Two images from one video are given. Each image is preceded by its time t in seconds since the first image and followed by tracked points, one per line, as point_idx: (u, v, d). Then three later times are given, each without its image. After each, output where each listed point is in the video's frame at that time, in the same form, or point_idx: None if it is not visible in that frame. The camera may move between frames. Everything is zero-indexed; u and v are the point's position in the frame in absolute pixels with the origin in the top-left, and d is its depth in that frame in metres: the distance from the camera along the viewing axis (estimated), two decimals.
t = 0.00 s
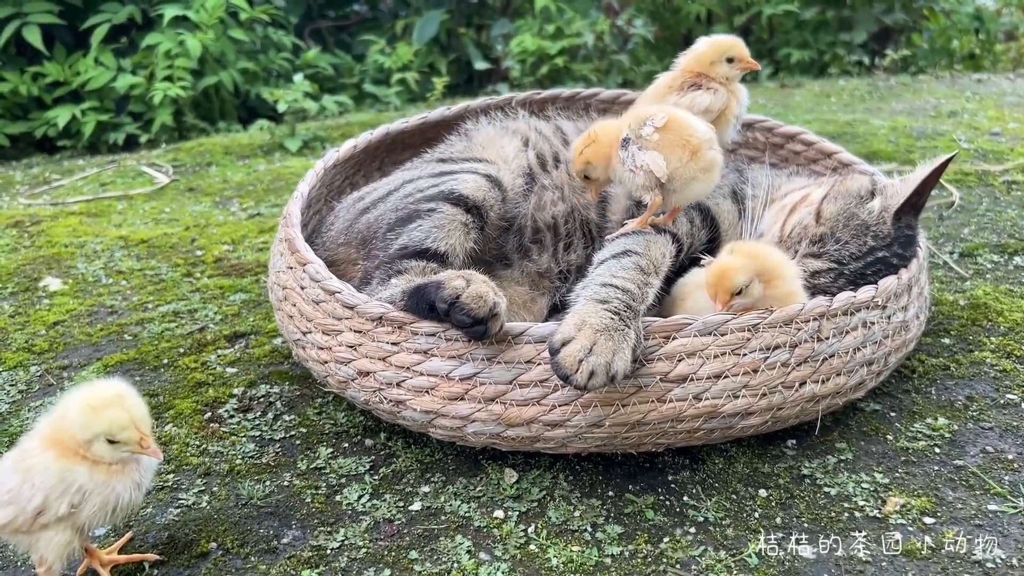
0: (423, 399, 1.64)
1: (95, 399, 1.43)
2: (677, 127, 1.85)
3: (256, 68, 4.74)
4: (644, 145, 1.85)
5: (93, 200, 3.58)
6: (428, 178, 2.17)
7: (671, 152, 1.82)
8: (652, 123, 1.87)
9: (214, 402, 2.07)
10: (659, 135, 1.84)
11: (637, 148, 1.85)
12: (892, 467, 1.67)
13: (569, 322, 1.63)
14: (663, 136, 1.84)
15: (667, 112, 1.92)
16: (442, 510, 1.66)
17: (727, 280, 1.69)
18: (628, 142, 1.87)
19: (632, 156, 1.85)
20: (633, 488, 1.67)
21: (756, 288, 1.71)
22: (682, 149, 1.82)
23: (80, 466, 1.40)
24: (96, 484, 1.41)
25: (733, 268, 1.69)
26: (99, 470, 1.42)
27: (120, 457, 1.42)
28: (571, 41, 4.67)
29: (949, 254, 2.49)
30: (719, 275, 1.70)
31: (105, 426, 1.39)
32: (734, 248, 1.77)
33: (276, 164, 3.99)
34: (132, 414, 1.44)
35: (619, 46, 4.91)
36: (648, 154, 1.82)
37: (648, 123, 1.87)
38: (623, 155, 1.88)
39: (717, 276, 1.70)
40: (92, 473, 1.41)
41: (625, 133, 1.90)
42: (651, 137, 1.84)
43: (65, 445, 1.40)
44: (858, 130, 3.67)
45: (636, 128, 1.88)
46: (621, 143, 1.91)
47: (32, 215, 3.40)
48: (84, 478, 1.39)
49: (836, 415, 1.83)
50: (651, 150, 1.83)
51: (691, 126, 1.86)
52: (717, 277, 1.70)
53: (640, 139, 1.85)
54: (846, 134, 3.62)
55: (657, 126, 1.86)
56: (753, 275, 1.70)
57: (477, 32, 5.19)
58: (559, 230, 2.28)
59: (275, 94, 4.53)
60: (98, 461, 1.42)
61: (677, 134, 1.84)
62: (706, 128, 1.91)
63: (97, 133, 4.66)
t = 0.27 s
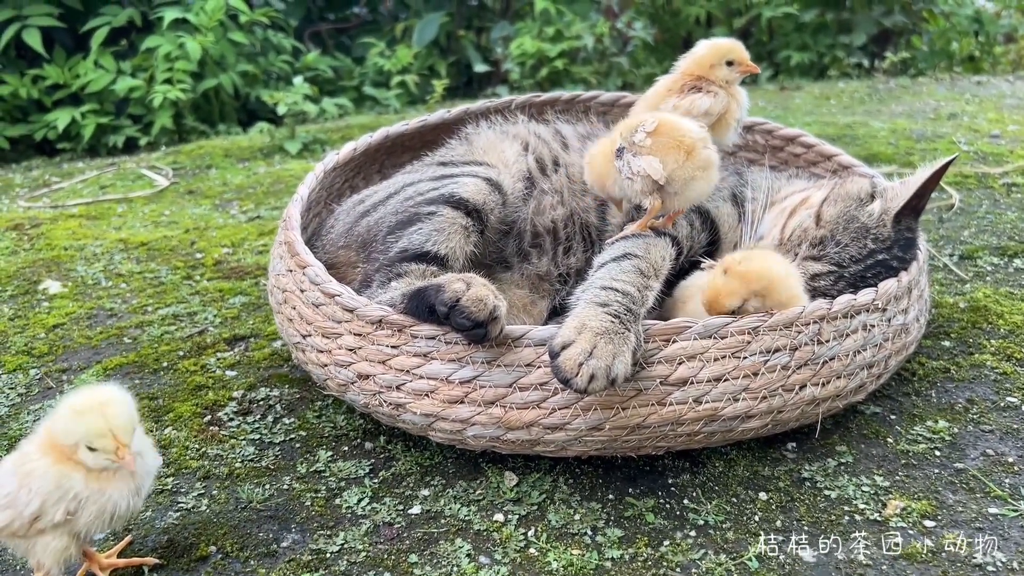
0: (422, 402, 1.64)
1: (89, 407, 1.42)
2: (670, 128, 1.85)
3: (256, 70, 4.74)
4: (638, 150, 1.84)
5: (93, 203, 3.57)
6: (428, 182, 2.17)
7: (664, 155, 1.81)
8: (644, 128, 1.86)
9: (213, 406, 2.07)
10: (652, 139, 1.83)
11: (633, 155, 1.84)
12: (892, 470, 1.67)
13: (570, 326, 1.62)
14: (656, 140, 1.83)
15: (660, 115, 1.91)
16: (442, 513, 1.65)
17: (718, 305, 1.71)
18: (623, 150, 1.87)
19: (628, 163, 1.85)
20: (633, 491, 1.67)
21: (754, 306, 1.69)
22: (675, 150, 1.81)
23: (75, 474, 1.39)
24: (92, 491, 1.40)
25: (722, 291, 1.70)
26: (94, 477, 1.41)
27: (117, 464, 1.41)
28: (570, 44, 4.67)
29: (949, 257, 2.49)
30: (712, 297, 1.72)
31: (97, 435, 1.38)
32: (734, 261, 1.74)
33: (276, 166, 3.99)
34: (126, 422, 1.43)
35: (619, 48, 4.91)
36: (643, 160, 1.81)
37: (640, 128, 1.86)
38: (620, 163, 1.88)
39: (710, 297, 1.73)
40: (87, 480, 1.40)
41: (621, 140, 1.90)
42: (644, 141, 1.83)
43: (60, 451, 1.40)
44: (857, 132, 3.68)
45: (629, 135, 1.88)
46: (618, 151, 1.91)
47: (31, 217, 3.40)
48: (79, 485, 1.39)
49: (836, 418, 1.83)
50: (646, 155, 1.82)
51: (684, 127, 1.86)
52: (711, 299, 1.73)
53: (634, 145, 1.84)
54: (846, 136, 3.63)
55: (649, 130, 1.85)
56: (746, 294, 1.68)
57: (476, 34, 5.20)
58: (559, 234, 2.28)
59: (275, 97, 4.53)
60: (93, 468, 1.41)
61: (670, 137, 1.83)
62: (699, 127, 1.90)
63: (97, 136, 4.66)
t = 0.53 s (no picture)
0: (419, 410, 1.63)
1: (74, 426, 1.41)
2: (656, 138, 1.85)
3: (254, 75, 4.74)
4: (626, 162, 1.85)
5: (91, 208, 3.57)
6: (426, 189, 2.17)
7: (651, 166, 1.82)
8: (631, 139, 1.87)
9: (210, 413, 2.07)
10: (639, 150, 1.84)
11: (621, 167, 1.85)
12: (889, 478, 1.67)
13: (565, 334, 1.62)
14: (643, 151, 1.84)
15: (647, 126, 1.91)
16: (439, 521, 1.65)
17: (713, 312, 1.70)
18: (612, 163, 1.88)
19: (617, 175, 1.86)
20: (630, 499, 1.66)
21: (749, 313, 1.69)
22: (661, 160, 1.82)
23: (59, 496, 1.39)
24: (76, 513, 1.40)
25: (717, 298, 1.69)
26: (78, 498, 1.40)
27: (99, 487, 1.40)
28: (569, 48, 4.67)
29: (946, 263, 2.49)
30: (706, 303, 1.71)
31: (79, 457, 1.37)
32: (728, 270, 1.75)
33: (274, 171, 3.99)
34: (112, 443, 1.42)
35: (618, 52, 4.91)
36: (631, 173, 1.82)
37: (627, 140, 1.87)
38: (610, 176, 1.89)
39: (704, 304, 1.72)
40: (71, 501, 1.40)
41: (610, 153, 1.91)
42: (631, 153, 1.85)
43: (45, 471, 1.40)
44: (855, 137, 3.68)
45: (618, 147, 1.89)
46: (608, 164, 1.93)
47: (29, 223, 3.39)
48: (62, 507, 1.38)
49: (834, 425, 1.82)
50: (634, 167, 1.83)
51: (671, 136, 1.86)
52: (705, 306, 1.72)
53: (621, 158, 1.86)
54: (844, 141, 3.63)
55: (636, 142, 1.85)
56: (742, 302, 1.68)
57: (475, 39, 5.20)
58: (556, 242, 2.28)
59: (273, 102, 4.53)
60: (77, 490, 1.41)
61: (656, 146, 1.84)
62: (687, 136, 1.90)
63: (95, 140, 4.67)
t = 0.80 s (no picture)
0: (413, 413, 1.62)
1: (54, 451, 1.40)
2: (655, 141, 1.84)
3: (251, 79, 4.74)
4: (624, 163, 1.85)
5: (87, 212, 3.56)
6: (421, 192, 2.16)
7: (649, 168, 1.81)
8: (631, 141, 1.86)
9: (204, 417, 2.06)
10: (637, 152, 1.84)
11: (619, 167, 1.85)
12: (886, 482, 1.66)
13: (561, 337, 1.61)
14: (641, 154, 1.83)
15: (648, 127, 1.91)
16: (433, 526, 1.64)
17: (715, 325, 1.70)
18: (611, 164, 1.88)
19: (615, 177, 1.86)
20: (626, 503, 1.65)
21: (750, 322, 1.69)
22: (659, 163, 1.81)
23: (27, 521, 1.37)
24: (41, 539, 1.38)
25: (719, 314, 1.69)
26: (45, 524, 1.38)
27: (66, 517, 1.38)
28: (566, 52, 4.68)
29: (944, 266, 2.48)
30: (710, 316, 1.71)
31: (50, 483, 1.36)
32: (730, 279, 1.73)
33: (271, 175, 3.99)
34: (86, 471, 1.40)
35: (615, 56, 4.91)
36: (628, 174, 1.82)
37: (627, 141, 1.87)
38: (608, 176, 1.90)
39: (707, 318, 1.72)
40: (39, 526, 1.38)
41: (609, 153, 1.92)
42: (630, 154, 1.84)
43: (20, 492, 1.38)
44: (852, 140, 3.68)
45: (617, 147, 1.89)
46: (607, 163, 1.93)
47: (25, 226, 3.39)
48: (28, 532, 1.36)
49: (831, 428, 1.82)
50: (631, 169, 1.83)
51: (669, 140, 1.85)
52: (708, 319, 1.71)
53: (620, 158, 1.86)
54: (842, 144, 3.63)
55: (635, 143, 1.85)
56: (743, 311, 1.67)
57: (473, 42, 5.20)
58: (552, 245, 2.27)
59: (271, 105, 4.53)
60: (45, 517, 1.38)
61: (654, 150, 1.83)
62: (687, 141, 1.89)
63: (92, 144, 4.66)
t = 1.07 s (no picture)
0: (418, 419, 1.62)
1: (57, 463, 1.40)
2: (654, 145, 1.83)
3: (252, 83, 4.74)
4: (623, 168, 1.84)
5: (88, 217, 3.56)
6: (424, 196, 2.16)
7: (648, 173, 1.81)
8: (630, 145, 1.85)
9: (208, 422, 2.06)
10: (637, 156, 1.83)
11: (618, 172, 1.85)
12: (893, 487, 1.66)
13: (565, 342, 1.61)
14: (641, 157, 1.82)
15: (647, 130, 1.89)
16: (439, 532, 1.64)
17: (737, 315, 1.67)
18: (610, 168, 1.87)
19: (615, 181, 1.86)
20: (633, 509, 1.65)
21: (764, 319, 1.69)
22: (658, 168, 1.80)
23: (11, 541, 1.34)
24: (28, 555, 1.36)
25: (743, 302, 1.67)
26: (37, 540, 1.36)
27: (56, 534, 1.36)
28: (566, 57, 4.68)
29: (947, 270, 2.48)
30: (726, 313, 1.68)
31: (48, 495, 1.35)
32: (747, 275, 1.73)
33: (272, 179, 3.98)
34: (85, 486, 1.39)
35: (616, 61, 4.91)
36: (628, 179, 1.82)
37: (626, 146, 1.86)
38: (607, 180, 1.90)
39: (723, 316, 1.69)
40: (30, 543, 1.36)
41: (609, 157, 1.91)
42: (629, 159, 1.83)
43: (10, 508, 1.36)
44: (853, 145, 3.68)
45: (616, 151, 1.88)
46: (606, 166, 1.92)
47: (26, 231, 3.38)
48: (13, 548, 1.35)
49: (836, 433, 1.81)
50: (631, 174, 1.82)
51: (669, 143, 1.84)
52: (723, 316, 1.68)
53: (619, 163, 1.85)
54: (842, 149, 3.63)
55: (634, 148, 1.84)
56: (761, 305, 1.68)
57: (473, 47, 5.21)
58: (555, 248, 2.27)
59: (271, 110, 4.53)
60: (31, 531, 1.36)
61: (655, 153, 1.82)
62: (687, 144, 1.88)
63: (92, 149, 4.66)
